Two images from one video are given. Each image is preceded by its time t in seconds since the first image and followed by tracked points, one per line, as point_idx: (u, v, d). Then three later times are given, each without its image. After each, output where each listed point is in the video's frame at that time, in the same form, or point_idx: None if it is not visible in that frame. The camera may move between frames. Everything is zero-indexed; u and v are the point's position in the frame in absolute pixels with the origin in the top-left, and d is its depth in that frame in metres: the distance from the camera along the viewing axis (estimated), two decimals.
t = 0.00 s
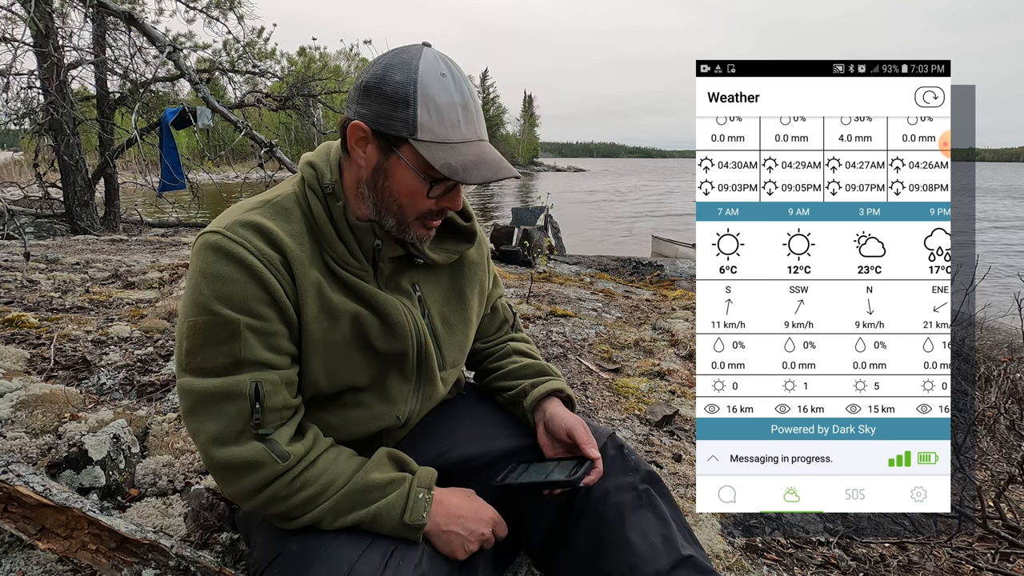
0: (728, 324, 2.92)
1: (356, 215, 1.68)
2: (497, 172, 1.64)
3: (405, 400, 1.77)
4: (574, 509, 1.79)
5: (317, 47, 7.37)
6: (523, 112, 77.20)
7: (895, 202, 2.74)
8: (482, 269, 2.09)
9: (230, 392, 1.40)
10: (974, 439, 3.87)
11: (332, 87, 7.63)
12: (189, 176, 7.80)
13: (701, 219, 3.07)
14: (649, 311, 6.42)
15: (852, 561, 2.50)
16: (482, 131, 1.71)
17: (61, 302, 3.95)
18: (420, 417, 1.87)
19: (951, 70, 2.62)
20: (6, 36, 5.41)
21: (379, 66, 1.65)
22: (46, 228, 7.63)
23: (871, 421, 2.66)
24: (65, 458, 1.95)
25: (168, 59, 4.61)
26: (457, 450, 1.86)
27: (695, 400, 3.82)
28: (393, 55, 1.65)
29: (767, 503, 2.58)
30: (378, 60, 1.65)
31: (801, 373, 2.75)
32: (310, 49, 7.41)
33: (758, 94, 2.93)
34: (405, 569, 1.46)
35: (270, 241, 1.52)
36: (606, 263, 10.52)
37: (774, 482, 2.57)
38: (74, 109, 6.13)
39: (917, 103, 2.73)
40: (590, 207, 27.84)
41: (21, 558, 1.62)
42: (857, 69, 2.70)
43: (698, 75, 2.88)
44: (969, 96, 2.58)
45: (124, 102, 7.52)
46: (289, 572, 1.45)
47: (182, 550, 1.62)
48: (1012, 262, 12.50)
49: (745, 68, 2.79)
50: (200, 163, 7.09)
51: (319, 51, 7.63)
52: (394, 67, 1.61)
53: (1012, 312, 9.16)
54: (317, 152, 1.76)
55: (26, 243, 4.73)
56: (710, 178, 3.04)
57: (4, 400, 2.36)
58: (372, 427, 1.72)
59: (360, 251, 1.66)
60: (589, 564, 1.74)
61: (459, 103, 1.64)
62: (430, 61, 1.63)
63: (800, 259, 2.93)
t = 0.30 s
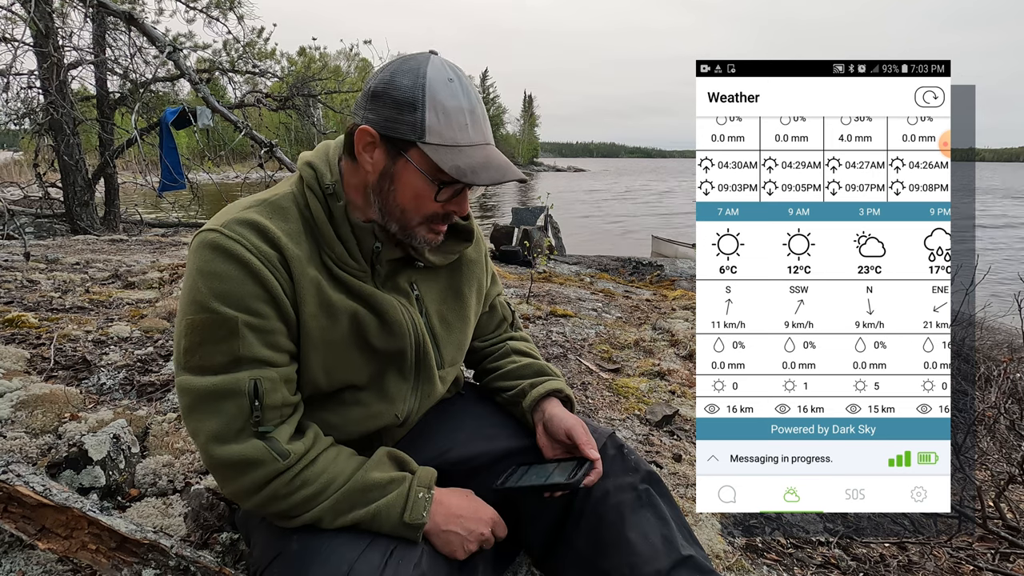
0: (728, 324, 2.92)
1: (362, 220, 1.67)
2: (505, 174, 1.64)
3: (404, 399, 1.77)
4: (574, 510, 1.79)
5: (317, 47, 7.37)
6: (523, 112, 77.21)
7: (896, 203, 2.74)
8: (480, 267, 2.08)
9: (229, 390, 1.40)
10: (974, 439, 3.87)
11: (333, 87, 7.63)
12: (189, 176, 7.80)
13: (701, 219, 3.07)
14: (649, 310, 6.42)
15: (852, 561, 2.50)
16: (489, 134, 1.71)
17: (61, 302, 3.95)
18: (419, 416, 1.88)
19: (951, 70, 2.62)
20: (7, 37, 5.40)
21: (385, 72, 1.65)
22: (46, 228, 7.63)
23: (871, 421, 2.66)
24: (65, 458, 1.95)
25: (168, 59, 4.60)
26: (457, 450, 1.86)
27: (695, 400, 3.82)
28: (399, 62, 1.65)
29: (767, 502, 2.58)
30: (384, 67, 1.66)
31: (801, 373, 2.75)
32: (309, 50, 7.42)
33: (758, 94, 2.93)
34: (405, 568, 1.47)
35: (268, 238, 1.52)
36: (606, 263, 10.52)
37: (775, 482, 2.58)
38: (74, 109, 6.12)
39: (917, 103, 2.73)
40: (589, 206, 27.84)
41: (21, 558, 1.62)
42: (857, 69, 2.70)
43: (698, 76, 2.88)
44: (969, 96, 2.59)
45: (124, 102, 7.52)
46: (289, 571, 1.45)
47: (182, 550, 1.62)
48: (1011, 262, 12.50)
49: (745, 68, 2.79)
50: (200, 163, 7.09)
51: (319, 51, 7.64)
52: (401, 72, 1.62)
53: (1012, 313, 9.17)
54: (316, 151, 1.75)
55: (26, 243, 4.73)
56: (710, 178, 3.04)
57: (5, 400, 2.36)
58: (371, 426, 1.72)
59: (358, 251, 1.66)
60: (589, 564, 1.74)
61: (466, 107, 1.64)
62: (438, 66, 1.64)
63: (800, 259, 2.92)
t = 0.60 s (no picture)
0: (728, 324, 3.14)
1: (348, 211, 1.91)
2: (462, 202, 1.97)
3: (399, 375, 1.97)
4: (571, 500, 1.99)
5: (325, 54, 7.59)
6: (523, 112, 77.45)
7: (896, 202, 2.94)
8: (478, 263, 2.31)
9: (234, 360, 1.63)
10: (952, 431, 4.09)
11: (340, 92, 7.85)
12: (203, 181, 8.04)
13: (703, 219, 3.29)
14: (645, 310, 6.64)
15: (836, 548, 2.70)
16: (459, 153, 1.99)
17: (83, 301, 4.16)
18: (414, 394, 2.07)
19: (950, 70, 2.83)
20: (33, 48, 5.58)
21: (370, 62, 1.81)
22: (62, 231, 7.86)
23: (870, 422, 2.86)
24: (87, 449, 2.16)
25: (188, 69, 4.81)
26: (458, 442, 2.05)
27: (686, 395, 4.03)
28: (385, 55, 1.82)
29: (767, 503, 2.73)
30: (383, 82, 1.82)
31: (800, 372, 2.96)
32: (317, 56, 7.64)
33: (758, 94, 3.13)
34: (407, 553, 1.66)
35: (269, 231, 1.73)
36: (604, 263, 10.75)
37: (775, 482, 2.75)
38: (95, 118, 6.32)
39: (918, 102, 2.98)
40: (588, 207, 28.12)
41: (44, 545, 1.86)
42: (857, 69, 2.91)
43: (698, 75, 3.09)
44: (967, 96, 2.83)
45: (141, 111, 7.72)
46: (301, 557, 1.64)
47: (198, 538, 1.76)
48: (1002, 262, 12.76)
49: (745, 67, 3.00)
50: (213, 168, 7.31)
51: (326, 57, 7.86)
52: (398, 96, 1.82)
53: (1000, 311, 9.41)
54: (316, 155, 2.01)
55: (48, 246, 4.95)
56: (710, 178, 3.24)
57: (27, 395, 2.56)
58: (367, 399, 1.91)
59: (354, 240, 1.88)
60: (587, 550, 1.95)
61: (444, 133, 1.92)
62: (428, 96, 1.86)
63: (799, 258, 3.21)
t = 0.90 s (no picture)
0: (728, 324, 3.14)
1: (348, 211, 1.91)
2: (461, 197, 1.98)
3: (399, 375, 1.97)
4: (572, 500, 1.99)
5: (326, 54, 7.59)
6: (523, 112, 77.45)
7: (895, 202, 2.93)
8: (477, 263, 2.31)
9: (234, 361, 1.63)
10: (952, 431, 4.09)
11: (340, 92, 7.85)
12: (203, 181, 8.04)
13: (703, 219, 3.28)
14: (644, 309, 6.64)
15: (836, 548, 2.70)
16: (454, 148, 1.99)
17: (83, 301, 4.16)
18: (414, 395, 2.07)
19: (950, 70, 2.83)
20: (34, 48, 5.59)
21: (370, 63, 1.81)
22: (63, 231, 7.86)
23: (870, 422, 2.85)
24: (87, 450, 2.16)
25: (188, 69, 4.81)
26: (458, 442, 2.05)
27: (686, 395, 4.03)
28: (385, 55, 1.82)
29: (767, 502, 2.73)
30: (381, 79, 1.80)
31: (800, 372, 2.96)
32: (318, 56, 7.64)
33: (757, 94, 3.13)
34: (408, 553, 1.66)
35: (269, 231, 1.73)
36: (604, 263, 10.75)
37: (775, 482, 2.75)
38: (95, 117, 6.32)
39: (918, 102, 2.93)
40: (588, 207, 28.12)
41: (44, 545, 1.86)
42: (857, 69, 2.91)
43: (698, 75, 3.09)
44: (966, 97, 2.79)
45: (141, 111, 7.73)
46: (301, 557, 1.64)
47: (198, 538, 1.76)
48: (1002, 262, 12.73)
49: (745, 68, 2.99)
50: (214, 168, 7.30)
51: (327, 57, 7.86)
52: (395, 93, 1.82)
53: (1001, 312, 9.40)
54: (316, 154, 2.01)
55: (49, 246, 4.95)
56: (710, 178, 3.24)
57: (28, 395, 2.56)
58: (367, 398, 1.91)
59: (354, 241, 1.88)
60: (586, 550, 1.95)
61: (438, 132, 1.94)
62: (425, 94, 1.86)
63: (800, 258, 3.14)
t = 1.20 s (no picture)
0: (728, 324, 3.13)
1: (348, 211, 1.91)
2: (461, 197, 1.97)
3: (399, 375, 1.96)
4: (572, 500, 1.99)
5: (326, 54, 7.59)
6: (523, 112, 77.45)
7: (894, 203, 2.88)
8: (477, 263, 2.31)
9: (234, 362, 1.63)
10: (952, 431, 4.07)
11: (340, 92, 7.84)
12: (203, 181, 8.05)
13: (703, 219, 3.28)
14: (644, 309, 6.65)
15: (836, 548, 2.70)
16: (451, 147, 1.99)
17: (83, 301, 4.16)
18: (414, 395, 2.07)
19: (950, 70, 2.83)
20: (34, 48, 5.58)
21: (370, 63, 1.81)
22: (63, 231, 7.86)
23: (871, 422, 2.85)
24: (87, 449, 2.16)
25: (188, 69, 4.81)
26: (458, 442, 2.05)
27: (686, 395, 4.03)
28: (386, 55, 1.82)
29: (767, 503, 2.73)
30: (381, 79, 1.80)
31: (800, 373, 2.96)
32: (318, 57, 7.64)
33: (757, 94, 3.13)
34: (408, 554, 1.66)
35: (269, 232, 1.73)
36: (604, 263, 10.75)
37: (775, 482, 2.75)
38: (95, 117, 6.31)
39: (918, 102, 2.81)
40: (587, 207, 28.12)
41: (44, 545, 1.86)
42: (857, 69, 2.90)
43: (698, 75, 3.09)
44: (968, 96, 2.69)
45: (141, 111, 7.73)
46: (301, 557, 1.64)
47: (198, 538, 1.76)
48: (1004, 262, 12.70)
49: (745, 67, 2.99)
50: (213, 168, 7.30)
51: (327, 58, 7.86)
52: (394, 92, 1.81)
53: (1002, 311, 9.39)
54: (316, 155, 2.01)
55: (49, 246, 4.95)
56: (710, 178, 3.24)
57: (27, 395, 2.56)
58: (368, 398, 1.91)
59: (354, 241, 1.88)
60: (586, 550, 1.95)
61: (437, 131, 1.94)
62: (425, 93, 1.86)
63: (800, 259, 3.03)
